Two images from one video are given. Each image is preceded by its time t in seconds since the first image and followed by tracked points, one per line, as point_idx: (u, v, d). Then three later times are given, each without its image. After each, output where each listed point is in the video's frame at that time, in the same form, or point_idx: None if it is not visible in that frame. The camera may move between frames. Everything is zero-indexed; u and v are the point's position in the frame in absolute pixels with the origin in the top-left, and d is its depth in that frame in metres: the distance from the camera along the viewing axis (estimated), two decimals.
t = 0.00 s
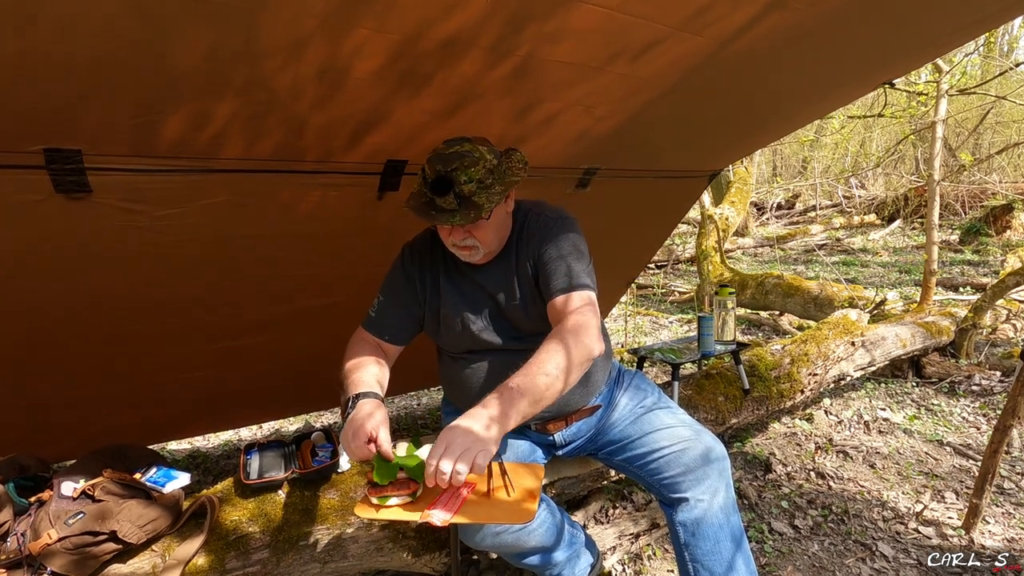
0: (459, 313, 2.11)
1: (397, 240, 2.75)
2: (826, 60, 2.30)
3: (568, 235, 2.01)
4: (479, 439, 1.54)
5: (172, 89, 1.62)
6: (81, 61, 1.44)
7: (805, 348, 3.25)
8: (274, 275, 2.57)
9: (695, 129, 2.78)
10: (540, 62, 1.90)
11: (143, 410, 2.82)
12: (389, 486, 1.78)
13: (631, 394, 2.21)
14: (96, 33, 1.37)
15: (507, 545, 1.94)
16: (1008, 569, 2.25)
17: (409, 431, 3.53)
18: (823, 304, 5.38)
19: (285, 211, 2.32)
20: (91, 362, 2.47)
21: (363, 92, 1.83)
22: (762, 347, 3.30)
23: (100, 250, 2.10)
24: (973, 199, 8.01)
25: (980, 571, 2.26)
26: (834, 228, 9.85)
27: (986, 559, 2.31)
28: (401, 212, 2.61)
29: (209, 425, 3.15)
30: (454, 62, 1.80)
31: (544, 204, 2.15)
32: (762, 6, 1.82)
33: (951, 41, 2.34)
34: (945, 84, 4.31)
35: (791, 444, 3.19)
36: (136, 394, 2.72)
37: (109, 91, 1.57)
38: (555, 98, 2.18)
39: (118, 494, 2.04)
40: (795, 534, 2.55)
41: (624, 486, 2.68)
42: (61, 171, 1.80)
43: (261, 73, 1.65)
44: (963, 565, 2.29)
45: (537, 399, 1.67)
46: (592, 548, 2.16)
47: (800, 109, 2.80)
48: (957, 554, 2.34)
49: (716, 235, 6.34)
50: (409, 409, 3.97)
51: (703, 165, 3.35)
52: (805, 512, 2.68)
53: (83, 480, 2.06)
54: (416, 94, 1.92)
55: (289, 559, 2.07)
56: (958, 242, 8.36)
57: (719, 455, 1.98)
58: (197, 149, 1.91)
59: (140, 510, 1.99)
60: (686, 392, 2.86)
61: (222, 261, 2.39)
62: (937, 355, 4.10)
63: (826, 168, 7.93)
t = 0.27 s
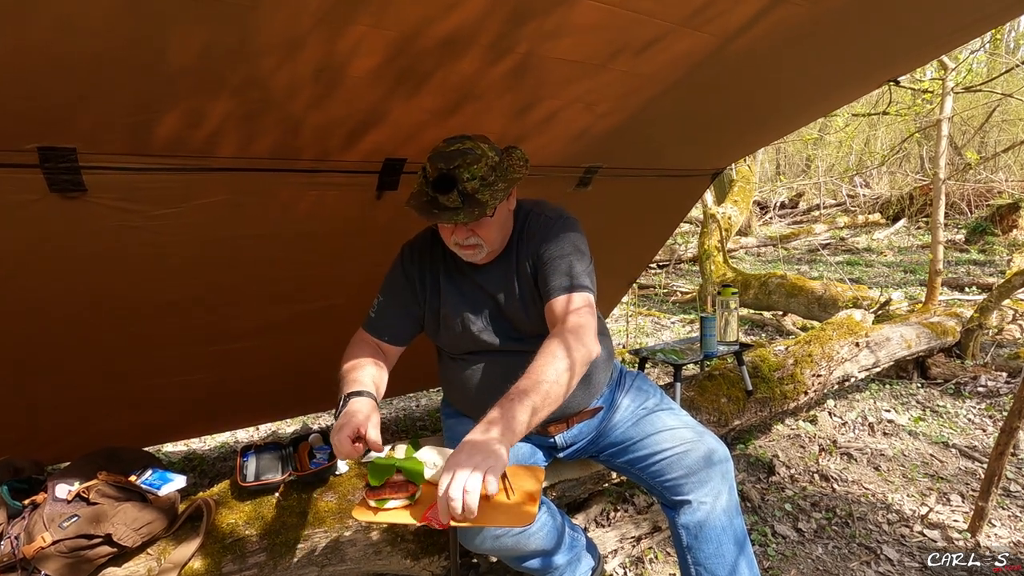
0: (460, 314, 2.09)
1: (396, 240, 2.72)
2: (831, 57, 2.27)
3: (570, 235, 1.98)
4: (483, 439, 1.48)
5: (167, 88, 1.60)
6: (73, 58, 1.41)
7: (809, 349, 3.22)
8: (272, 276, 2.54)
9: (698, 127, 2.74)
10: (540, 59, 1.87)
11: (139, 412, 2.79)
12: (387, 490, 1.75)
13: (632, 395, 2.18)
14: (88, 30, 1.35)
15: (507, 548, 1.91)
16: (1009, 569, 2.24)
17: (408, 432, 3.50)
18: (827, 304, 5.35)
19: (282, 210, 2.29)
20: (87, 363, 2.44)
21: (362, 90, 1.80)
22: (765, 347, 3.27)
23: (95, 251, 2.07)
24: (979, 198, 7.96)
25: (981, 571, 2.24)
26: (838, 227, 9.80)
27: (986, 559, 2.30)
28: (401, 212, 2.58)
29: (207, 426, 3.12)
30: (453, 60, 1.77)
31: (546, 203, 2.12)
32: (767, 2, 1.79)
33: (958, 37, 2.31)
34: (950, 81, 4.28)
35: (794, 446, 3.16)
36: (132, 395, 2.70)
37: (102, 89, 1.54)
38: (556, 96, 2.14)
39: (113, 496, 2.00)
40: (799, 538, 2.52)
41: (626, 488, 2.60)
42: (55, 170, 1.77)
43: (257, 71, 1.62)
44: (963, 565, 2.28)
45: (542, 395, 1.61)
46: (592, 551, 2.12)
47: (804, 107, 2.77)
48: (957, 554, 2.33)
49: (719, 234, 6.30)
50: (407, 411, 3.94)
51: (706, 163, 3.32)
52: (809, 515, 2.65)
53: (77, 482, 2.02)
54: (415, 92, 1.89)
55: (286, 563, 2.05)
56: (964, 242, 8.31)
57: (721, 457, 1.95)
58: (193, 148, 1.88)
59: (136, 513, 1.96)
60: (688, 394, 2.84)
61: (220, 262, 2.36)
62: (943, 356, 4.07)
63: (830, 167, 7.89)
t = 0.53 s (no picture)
0: (458, 315, 2.06)
1: (395, 240, 2.69)
2: (837, 54, 2.23)
3: (569, 235, 1.94)
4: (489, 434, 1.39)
5: (161, 86, 1.56)
6: (65, 56, 1.38)
7: (813, 350, 3.19)
8: (269, 276, 2.51)
9: (701, 126, 2.71)
10: (542, 57, 1.83)
11: (136, 413, 2.76)
12: (385, 492, 1.73)
13: (634, 396, 2.15)
14: (80, 28, 1.31)
15: (506, 552, 1.89)
16: (1009, 569, 2.23)
17: (407, 434, 3.47)
18: (831, 304, 5.31)
19: (280, 210, 2.26)
20: (81, 364, 2.41)
21: (360, 89, 1.77)
22: (768, 348, 3.24)
23: (90, 251, 2.05)
24: (984, 197, 7.92)
25: (979, 572, 2.24)
26: (842, 227, 9.76)
27: (986, 559, 2.29)
28: (400, 212, 2.54)
29: (204, 428, 3.09)
30: (454, 58, 1.73)
31: (546, 203, 2.08)
32: None
33: (966, 33, 2.27)
34: (955, 79, 4.24)
35: (798, 448, 3.13)
36: (129, 397, 2.67)
37: (95, 88, 1.51)
38: (558, 95, 2.11)
39: (108, 499, 1.98)
40: (802, 541, 2.49)
41: (626, 491, 2.57)
42: (50, 168, 1.74)
43: (253, 70, 1.58)
44: (961, 565, 2.28)
45: (551, 390, 1.53)
46: (594, 555, 2.10)
47: (809, 105, 2.73)
48: (956, 554, 2.33)
49: (722, 234, 6.27)
50: (406, 413, 3.91)
51: (708, 162, 3.28)
52: (813, 518, 2.62)
53: (72, 484, 1.99)
54: (414, 91, 1.85)
55: (284, 566, 1.99)
56: (969, 241, 8.27)
57: (724, 458, 1.92)
58: (189, 147, 1.85)
59: (131, 516, 1.93)
60: (691, 395, 2.81)
61: (216, 263, 2.33)
62: (948, 357, 4.03)
63: (834, 166, 7.84)
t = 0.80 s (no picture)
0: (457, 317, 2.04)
1: (394, 241, 2.65)
2: (844, 54, 2.20)
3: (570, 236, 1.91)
4: (490, 438, 1.35)
5: (156, 86, 1.53)
6: (56, 53, 1.35)
7: (817, 350, 3.16)
8: (267, 277, 2.48)
9: (705, 125, 2.67)
10: (544, 57, 1.80)
11: (133, 414, 2.74)
12: (384, 493, 1.72)
13: (635, 397, 2.12)
14: (72, 25, 1.28)
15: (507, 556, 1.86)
16: (1008, 570, 2.23)
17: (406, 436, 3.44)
18: (835, 304, 5.29)
19: (277, 210, 2.23)
20: (77, 365, 2.39)
21: (359, 88, 1.73)
22: (772, 349, 3.21)
23: (85, 251, 2.02)
24: (990, 197, 7.87)
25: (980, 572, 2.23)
26: (846, 226, 9.72)
27: (986, 559, 2.28)
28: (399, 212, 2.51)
29: (202, 430, 3.07)
30: (454, 58, 1.70)
31: (547, 203, 2.05)
32: None
33: (975, 31, 2.23)
34: (961, 76, 4.21)
35: (801, 450, 3.10)
36: (125, 398, 2.64)
37: (88, 87, 1.48)
38: (560, 95, 2.07)
39: (103, 502, 1.96)
40: (806, 544, 2.46)
41: (628, 494, 2.58)
42: (44, 166, 1.70)
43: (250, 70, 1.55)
44: (963, 565, 2.27)
45: (553, 388, 1.49)
46: (596, 558, 2.07)
47: (814, 104, 2.69)
48: (957, 554, 2.32)
49: (725, 233, 6.24)
50: (405, 414, 3.88)
51: (712, 160, 3.25)
52: (816, 520, 2.59)
53: (66, 487, 1.97)
54: (414, 91, 1.82)
55: (282, 569, 1.94)
56: (975, 240, 8.22)
57: (727, 461, 1.90)
58: (184, 147, 1.81)
59: (126, 519, 1.91)
60: (693, 396, 2.78)
61: (213, 263, 2.31)
62: (953, 357, 4.00)
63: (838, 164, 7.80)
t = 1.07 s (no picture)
0: (455, 318, 2.01)
1: (393, 241, 2.62)
2: (852, 53, 2.16)
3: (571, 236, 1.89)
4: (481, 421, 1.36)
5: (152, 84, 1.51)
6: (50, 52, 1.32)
7: (820, 351, 3.14)
8: (264, 277, 2.45)
9: (710, 126, 2.64)
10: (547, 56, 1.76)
11: (130, 415, 2.72)
12: (381, 497, 1.67)
13: (637, 398, 2.09)
14: (65, 24, 1.25)
15: (506, 560, 1.83)
16: (1008, 569, 2.21)
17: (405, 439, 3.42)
18: (839, 305, 5.26)
19: (275, 210, 2.20)
20: (73, 367, 2.37)
21: (358, 87, 1.70)
22: (775, 350, 3.18)
23: (81, 252, 2.00)
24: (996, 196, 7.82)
25: (979, 571, 2.22)
26: (850, 226, 9.68)
27: (986, 558, 2.27)
28: (399, 212, 2.48)
29: (199, 432, 3.05)
30: (455, 57, 1.66)
31: (546, 202, 2.02)
32: None
33: (985, 30, 2.19)
34: (967, 73, 4.17)
35: (804, 452, 3.07)
36: (122, 399, 2.62)
37: (82, 85, 1.45)
38: (563, 95, 2.04)
39: (98, 504, 1.94)
40: (809, 547, 2.44)
41: (630, 496, 2.55)
42: (39, 165, 1.68)
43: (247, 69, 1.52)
44: (961, 565, 2.26)
45: (554, 387, 1.48)
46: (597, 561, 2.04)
47: (820, 104, 2.66)
48: (956, 553, 2.32)
49: (728, 232, 6.21)
50: (404, 415, 3.86)
51: (715, 159, 3.21)
52: (819, 523, 2.57)
53: (62, 488, 1.95)
54: (414, 90, 1.79)
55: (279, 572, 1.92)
56: (981, 240, 8.18)
57: (730, 463, 1.87)
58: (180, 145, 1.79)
59: (121, 522, 1.88)
60: (696, 397, 2.75)
61: (211, 263, 2.28)
62: (959, 358, 3.97)
63: (842, 164, 7.76)
